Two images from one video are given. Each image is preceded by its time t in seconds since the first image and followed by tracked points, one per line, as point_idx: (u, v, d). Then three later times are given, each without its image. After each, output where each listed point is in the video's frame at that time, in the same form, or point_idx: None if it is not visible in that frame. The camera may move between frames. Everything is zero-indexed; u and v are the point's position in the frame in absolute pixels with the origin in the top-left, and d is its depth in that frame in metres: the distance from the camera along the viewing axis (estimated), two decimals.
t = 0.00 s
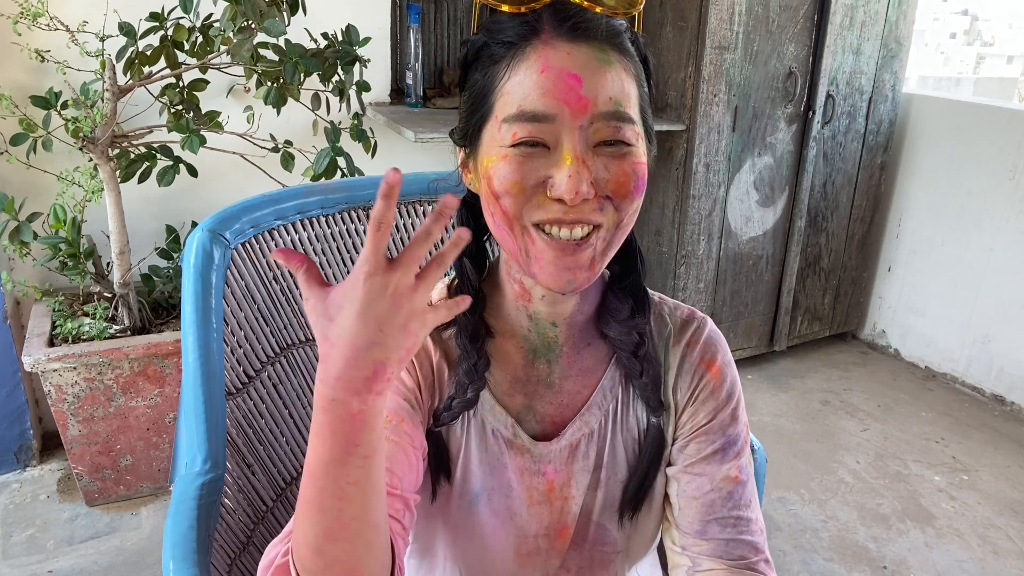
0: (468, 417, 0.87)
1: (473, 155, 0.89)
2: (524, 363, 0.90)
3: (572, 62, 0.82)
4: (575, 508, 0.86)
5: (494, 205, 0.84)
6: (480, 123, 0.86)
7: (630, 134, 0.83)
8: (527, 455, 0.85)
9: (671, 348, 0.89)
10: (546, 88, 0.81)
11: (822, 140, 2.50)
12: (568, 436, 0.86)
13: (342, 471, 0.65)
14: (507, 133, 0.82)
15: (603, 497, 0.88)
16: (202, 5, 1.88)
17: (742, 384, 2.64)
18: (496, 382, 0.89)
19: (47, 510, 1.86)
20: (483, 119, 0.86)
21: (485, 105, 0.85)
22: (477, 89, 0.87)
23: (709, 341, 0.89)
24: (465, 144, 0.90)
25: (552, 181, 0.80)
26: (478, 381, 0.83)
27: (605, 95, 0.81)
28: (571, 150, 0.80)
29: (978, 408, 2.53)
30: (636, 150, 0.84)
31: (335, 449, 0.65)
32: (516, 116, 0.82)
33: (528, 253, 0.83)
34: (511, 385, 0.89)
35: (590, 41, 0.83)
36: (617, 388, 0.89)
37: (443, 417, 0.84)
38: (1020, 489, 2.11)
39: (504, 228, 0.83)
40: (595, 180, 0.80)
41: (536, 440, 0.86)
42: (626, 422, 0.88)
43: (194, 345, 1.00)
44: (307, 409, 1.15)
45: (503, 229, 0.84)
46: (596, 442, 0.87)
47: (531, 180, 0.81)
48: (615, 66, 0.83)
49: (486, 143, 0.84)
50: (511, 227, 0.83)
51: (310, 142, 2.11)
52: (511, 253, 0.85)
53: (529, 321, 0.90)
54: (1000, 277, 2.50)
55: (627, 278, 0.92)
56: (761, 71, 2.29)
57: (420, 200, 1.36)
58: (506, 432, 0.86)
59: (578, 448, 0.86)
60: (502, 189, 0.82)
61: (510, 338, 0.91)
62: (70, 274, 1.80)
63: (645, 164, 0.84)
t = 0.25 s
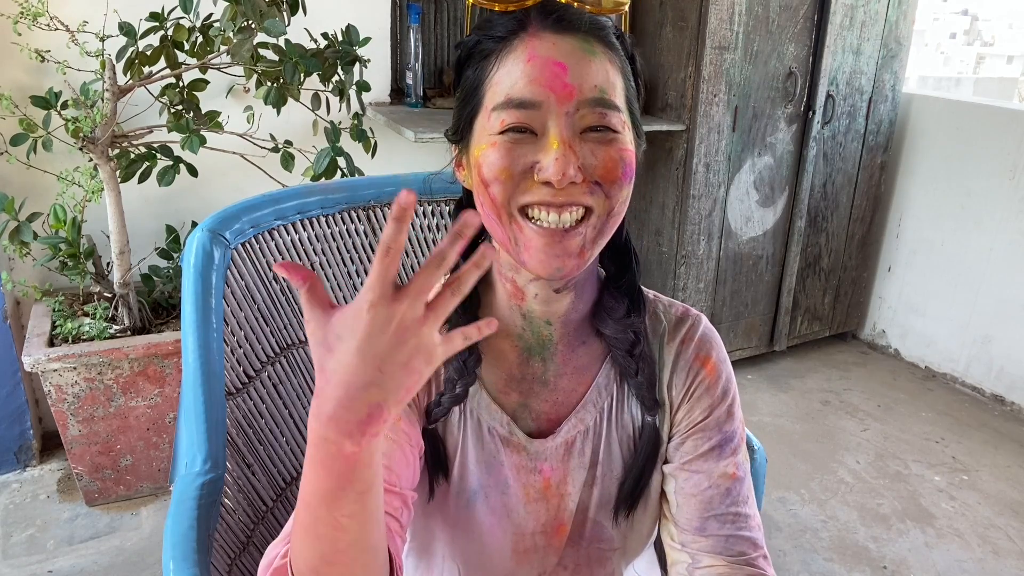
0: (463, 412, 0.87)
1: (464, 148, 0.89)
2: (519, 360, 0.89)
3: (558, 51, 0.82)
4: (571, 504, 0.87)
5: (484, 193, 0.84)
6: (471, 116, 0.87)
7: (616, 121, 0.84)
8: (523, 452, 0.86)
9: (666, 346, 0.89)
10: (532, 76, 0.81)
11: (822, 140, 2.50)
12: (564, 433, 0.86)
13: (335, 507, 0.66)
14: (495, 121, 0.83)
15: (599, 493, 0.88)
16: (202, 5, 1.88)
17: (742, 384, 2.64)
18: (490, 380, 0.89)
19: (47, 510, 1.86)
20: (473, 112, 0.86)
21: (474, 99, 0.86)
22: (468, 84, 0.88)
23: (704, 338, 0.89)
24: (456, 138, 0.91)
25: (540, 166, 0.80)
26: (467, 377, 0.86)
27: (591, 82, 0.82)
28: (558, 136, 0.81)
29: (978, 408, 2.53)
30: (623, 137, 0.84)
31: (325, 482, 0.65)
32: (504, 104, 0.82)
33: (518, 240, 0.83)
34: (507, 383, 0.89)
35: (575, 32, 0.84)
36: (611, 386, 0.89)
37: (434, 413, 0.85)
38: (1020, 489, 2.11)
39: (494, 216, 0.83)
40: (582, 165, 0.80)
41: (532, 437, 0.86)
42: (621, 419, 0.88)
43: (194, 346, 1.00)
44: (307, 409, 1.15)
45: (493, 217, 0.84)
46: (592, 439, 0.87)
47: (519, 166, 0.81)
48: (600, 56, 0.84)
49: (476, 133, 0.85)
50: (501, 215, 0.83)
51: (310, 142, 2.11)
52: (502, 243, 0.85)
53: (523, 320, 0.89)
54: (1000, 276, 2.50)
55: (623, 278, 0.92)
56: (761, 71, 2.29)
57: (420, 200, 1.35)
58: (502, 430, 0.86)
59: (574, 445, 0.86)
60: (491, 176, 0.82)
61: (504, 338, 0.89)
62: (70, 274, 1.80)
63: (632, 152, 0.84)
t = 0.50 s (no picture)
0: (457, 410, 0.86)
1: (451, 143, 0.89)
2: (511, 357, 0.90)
3: (544, 43, 0.83)
4: (567, 500, 0.86)
5: (473, 184, 0.84)
6: (459, 109, 0.87)
7: (602, 110, 0.84)
8: (517, 450, 0.85)
9: (658, 341, 0.89)
10: (519, 67, 0.82)
11: (822, 140, 2.50)
12: (557, 429, 0.85)
13: (343, 552, 0.67)
14: (483, 113, 0.83)
15: (594, 489, 0.88)
16: (202, 5, 1.88)
17: (742, 384, 2.64)
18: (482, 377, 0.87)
19: (47, 510, 1.86)
20: (461, 105, 0.87)
21: (462, 94, 0.86)
22: (455, 80, 0.88)
23: (697, 333, 0.89)
24: (443, 135, 0.91)
25: (529, 155, 0.81)
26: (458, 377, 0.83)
27: (577, 72, 0.82)
28: (545, 124, 0.81)
29: (978, 408, 2.53)
30: (609, 127, 0.85)
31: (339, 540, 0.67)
32: (492, 95, 0.82)
33: (508, 229, 0.83)
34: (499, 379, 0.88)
35: (561, 26, 0.85)
36: (605, 382, 0.89)
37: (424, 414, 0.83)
38: (1020, 489, 2.10)
39: (485, 207, 0.84)
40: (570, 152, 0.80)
41: (526, 434, 0.85)
42: (615, 416, 0.88)
43: (194, 346, 1.00)
44: (307, 409, 1.15)
45: (483, 209, 0.84)
46: (585, 435, 0.87)
47: (508, 155, 0.81)
48: (585, 48, 0.84)
49: (464, 126, 0.85)
50: (491, 205, 0.83)
51: (310, 142, 2.11)
52: (492, 235, 0.85)
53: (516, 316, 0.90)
54: (1000, 276, 2.50)
55: (614, 276, 0.92)
56: (761, 71, 2.29)
57: (420, 200, 1.35)
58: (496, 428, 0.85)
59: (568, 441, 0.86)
60: (481, 167, 0.83)
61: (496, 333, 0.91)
62: (70, 274, 1.80)
63: (619, 141, 0.85)
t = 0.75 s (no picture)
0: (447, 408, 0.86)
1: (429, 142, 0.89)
2: (501, 351, 0.89)
3: (518, 40, 0.83)
4: (562, 489, 0.86)
5: (456, 181, 0.84)
6: (436, 108, 0.86)
7: (579, 103, 0.84)
8: (511, 442, 0.85)
9: (647, 326, 0.90)
10: (495, 64, 0.82)
11: (822, 140, 2.50)
12: (550, 418, 0.86)
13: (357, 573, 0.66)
14: (462, 110, 0.83)
15: (589, 477, 0.88)
16: (202, 5, 1.88)
17: (742, 384, 2.64)
18: (470, 373, 0.88)
19: (47, 510, 1.86)
20: (438, 104, 0.86)
21: (439, 93, 0.85)
22: (432, 79, 0.87)
23: (683, 315, 0.91)
24: (421, 136, 0.90)
25: (510, 150, 0.81)
26: (448, 376, 0.83)
27: (553, 67, 0.82)
28: (525, 119, 0.81)
29: (978, 408, 2.53)
30: (587, 119, 0.85)
31: None
32: (471, 93, 0.82)
33: (492, 225, 0.83)
34: (489, 373, 0.89)
35: (533, 22, 0.84)
36: (595, 370, 0.89)
37: (417, 414, 0.83)
38: (1020, 489, 2.11)
39: (467, 204, 0.84)
40: (550, 145, 0.81)
41: (518, 426, 0.85)
42: (606, 404, 0.88)
43: (194, 346, 1.01)
44: (307, 409, 1.15)
45: (466, 206, 0.84)
46: (578, 424, 0.87)
47: (490, 151, 0.81)
48: (559, 43, 0.84)
49: (443, 124, 0.85)
50: (474, 201, 0.83)
51: (310, 142, 2.11)
52: (476, 230, 0.85)
53: (502, 310, 0.89)
54: (1001, 276, 2.50)
55: (595, 267, 0.92)
56: (761, 71, 2.29)
57: (420, 200, 1.34)
58: (489, 421, 0.85)
59: (560, 430, 0.86)
60: (463, 164, 0.83)
61: (484, 331, 0.90)
62: (70, 274, 1.80)
63: (597, 133, 0.85)
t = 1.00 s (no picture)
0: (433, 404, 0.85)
1: (403, 149, 0.88)
2: (482, 346, 0.90)
3: (488, 47, 0.82)
4: (552, 476, 0.86)
5: (434, 191, 0.84)
6: (409, 118, 0.86)
7: (550, 107, 0.85)
8: (499, 433, 0.85)
9: (624, 310, 0.92)
10: (467, 73, 0.81)
11: (821, 140, 2.50)
12: (534, 407, 0.86)
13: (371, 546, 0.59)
14: (437, 120, 0.82)
15: (577, 462, 0.87)
16: (202, 5, 1.88)
17: (742, 384, 2.64)
18: (454, 368, 0.88)
19: (47, 510, 1.86)
20: (411, 114, 0.85)
21: (411, 100, 0.85)
22: (401, 85, 0.86)
23: (658, 297, 0.93)
24: (393, 141, 0.89)
25: (486, 157, 0.81)
26: (438, 372, 0.84)
27: (523, 73, 0.82)
28: (500, 127, 0.81)
29: (978, 408, 2.53)
30: (558, 122, 0.86)
31: (389, 545, 0.57)
32: (444, 102, 0.81)
33: (472, 232, 0.83)
34: (472, 368, 0.89)
35: (499, 28, 0.84)
36: (575, 357, 0.90)
37: (407, 411, 0.82)
38: (1020, 489, 2.11)
39: (446, 212, 0.84)
40: (526, 152, 0.81)
41: (504, 416, 0.85)
42: (587, 389, 0.88)
43: (194, 346, 1.01)
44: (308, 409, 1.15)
45: (446, 215, 0.84)
46: (563, 410, 0.87)
47: (467, 160, 0.81)
48: (527, 48, 0.84)
49: (418, 132, 0.84)
50: (453, 210, 0.83)
51: (310, 142, 2.11)
52: (455, 238, 0.85)
53: (481, 306, 0.89)
54: (1000, 276, 2.50)
55: (569, 256, 0.93)
56: (761, 70, 2.29)
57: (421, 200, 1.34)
58: (474, 414, 0.85)
59: (546, 418, 0.86)
60: (441, 173, 0.82)
61: (466, 327, 0.90)
62: (70, 273, 1.80)
63: (568, 135, 0.86)
